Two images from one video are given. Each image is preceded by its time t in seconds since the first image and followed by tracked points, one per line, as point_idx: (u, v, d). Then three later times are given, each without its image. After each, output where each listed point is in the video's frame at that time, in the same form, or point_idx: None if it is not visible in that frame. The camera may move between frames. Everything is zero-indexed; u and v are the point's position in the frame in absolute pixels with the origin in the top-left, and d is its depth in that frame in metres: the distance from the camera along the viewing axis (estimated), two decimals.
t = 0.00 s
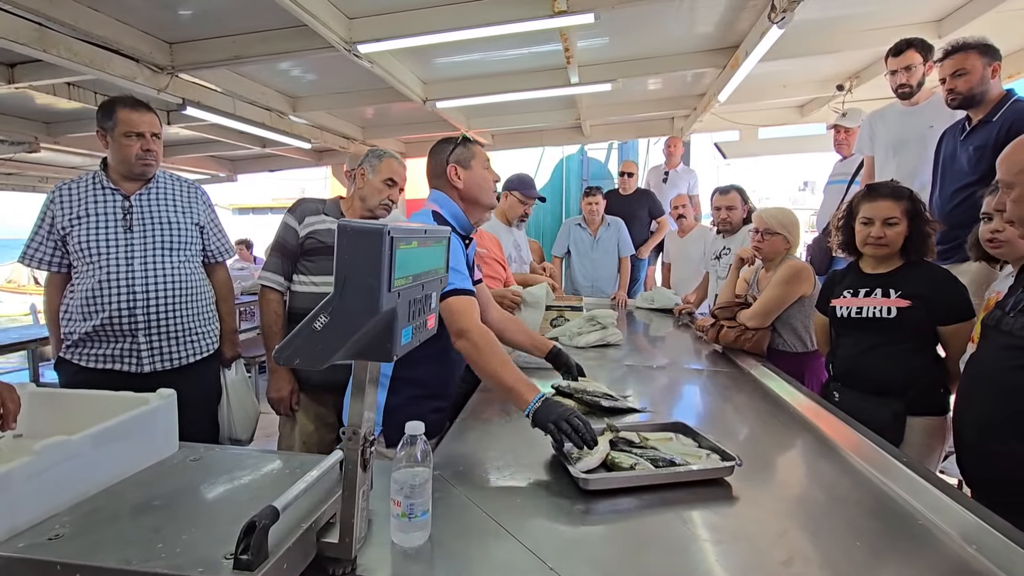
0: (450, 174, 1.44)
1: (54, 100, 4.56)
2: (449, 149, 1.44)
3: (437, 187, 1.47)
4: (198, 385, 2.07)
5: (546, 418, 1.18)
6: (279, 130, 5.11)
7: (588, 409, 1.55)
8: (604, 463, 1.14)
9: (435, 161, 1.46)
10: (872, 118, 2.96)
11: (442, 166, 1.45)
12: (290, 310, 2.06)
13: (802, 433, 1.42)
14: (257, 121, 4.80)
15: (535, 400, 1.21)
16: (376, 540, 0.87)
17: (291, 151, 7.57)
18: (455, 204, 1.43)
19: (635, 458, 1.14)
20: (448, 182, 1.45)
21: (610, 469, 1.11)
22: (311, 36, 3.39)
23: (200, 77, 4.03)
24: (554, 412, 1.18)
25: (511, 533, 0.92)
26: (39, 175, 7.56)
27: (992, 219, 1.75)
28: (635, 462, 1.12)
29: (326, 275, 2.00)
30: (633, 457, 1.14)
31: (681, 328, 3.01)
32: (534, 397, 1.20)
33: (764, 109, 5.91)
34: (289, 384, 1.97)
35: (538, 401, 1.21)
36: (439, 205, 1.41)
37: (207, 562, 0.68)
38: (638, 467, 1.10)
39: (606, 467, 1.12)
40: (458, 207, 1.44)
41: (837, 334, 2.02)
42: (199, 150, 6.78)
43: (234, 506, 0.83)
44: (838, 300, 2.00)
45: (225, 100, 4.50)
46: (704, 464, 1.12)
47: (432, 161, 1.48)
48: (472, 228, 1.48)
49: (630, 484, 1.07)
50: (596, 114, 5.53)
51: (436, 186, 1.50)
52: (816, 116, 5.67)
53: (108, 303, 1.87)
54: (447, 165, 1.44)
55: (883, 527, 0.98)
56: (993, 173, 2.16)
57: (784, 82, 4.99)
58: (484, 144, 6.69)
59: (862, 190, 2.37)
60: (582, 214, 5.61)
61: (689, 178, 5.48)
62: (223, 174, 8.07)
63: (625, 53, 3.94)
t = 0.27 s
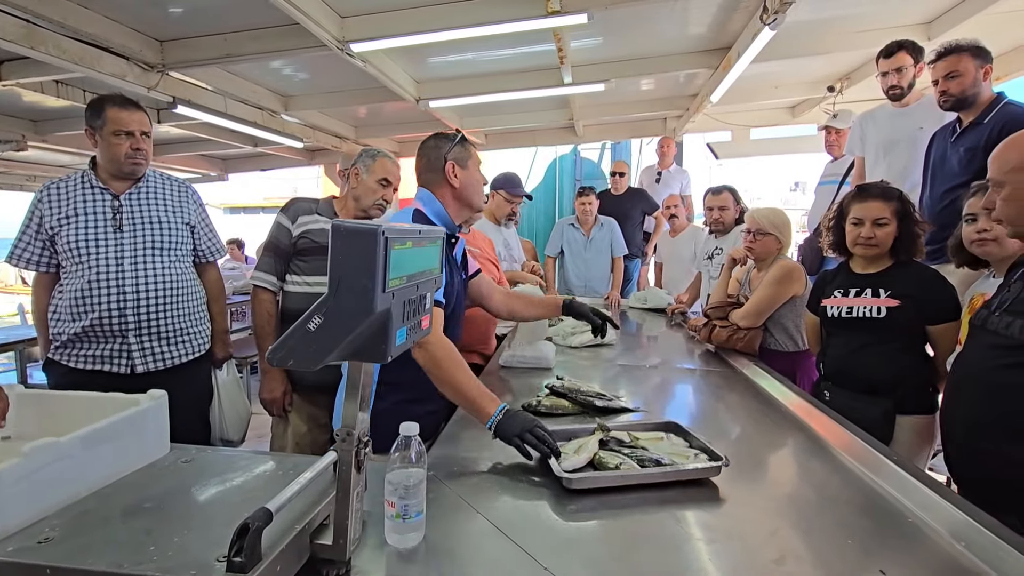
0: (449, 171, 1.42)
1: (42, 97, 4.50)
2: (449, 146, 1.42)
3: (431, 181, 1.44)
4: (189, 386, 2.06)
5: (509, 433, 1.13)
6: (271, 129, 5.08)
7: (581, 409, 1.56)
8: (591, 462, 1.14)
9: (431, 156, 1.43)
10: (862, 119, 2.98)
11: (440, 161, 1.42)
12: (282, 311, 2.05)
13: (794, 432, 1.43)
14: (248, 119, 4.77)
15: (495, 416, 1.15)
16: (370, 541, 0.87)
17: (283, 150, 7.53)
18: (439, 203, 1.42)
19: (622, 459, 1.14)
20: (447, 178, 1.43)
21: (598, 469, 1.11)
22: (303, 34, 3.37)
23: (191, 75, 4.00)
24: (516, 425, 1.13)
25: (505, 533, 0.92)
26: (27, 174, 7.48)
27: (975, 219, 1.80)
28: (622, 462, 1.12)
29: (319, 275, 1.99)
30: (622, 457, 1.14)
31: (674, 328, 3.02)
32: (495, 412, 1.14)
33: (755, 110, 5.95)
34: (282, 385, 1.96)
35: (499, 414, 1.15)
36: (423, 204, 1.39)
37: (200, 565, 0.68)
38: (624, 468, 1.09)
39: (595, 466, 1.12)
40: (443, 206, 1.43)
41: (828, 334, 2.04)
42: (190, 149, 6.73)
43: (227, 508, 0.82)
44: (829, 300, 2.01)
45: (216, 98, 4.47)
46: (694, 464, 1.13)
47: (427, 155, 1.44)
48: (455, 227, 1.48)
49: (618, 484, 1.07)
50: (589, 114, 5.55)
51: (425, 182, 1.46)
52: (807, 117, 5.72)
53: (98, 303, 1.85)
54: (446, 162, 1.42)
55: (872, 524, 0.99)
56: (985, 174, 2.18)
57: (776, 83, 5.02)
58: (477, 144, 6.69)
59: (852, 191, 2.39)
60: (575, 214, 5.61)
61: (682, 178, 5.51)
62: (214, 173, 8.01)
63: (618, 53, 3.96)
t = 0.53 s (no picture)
0: (429, 166, 1.38)
1: (24, 97, 4.43)
2: (428, 141, 1.37)
3: (408, 176, 1.39)
4: (174, 390, 2.03)
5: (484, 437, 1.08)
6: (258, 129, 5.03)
7: (571, 411, 1.56)
8: (566, 468, 1.13)
9: (409, 150, 1.37)
10: (848, 123, 3.02)
11: (419, 155, 1.37)
12: (270, 315, 2.03)
13: (781, 433, 1.44)
14: (235, 120, 4.73)
15: (472, 419, 1.09)
16: (359, 548, 0.86)
17: (271, 151, 7.48)
18: (412, 200, 1.37)
19: (598, 463, 1.14)
20: (425, 174, 1.39)
21: (574, 475, 1.11)
22: (291, 34, 3.35)
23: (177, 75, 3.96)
24: (493, 431, 1.08)
25: (495, 538, 0.91)
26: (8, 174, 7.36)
27: (950, 223, 1.85)
28: (598, 466, 1.12)
29: (307, 278, 1.98)
30: (595, 461, 1.14)
31: (663, 330, 3.03)
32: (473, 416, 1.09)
33: (742, 113, 6.01)
34: (270, 389, 1.95)
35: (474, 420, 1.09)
36: (396, 202, 1.34)
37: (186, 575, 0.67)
38: (601, 472, 1.10)
39: (570, 472, 1.12)
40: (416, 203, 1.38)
41: (814, 335, 2.06)
42: (175, 149, 6.65)
43: (213, 516, 0.81)
44: (815, 302, 2.03)
45: (202, 98, 4.42)
46: (667, 463, 1.14)
47: (404, 149, 1.39)
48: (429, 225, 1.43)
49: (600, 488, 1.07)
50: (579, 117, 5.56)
51: (400, 177, 1.40)
52: (794, 120, 5.78)
53: (80, 307, 1.82)
54: (425, 156, 1.37)
55: (859, 524, 1.00)
56: (969, 177, 2.21)
57: (763, 87, 5.07)
58: (467, 145, 6.68)
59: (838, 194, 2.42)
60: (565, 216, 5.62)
61: (671, 181, 5.55)
62: (200, 174, 7.93)
63: (607, 56, 3.97)
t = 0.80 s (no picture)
0: (392, 166, 1.34)
1: None
2: (391, 139, 1.34)
3: (371, 177, 1.35)
4: (149, 398, 1.99)
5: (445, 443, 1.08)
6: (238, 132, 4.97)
7: (554, 416, 1.56)
8: (526, 476, 1.13)
9: (372, 148, 1.34)
10: (823, 130, 3.08)
11: (382, 154, 1.33)
12: (250, 322, 2.01)
13: (761, 436, 1.47)
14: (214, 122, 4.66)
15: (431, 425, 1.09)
16: (342, 559, 0.86)
17: (251, 153, 7.38)
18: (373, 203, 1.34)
19: (556, 469, 1.14)
20: (389, 174, 1.35)
21: (533, 483, 1.11)
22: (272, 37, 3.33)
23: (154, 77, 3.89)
24: (453, 437, 1.08)
25: (478, 547, 0.91)
26: None
27: (916, 233, 1.90)
28: (557, 473, 1.12)
29: (288, 284, 1.95)
30: (554, 467, 1.14)
31: (645, 333, 3.06)
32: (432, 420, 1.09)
33: (722, 119, 6.10)
34: (251, 396, 1.93)
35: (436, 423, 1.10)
36: (358, 205, 1.30)
37: None
38: (563, 478, 1.10)
39: (530, 481, 1.11)
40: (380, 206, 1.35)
41: (792, 339, 2.09)
42: (153, 151, 6.53)
43: (192, 530, 0.80)
44: (792, 306, 2.06)
45: (180, 100, 4.36)
46: (623, 466, 1.16)
47: (367, 147, 1.34)
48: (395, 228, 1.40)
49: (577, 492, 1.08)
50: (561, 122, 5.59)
51: (361, 176, 1.36)
52: (772, 127, 5.88)
53: (53, 314, 1.77)
54: (389, 156, 1.34)
55: (836, 525, 1.01)
56: (940, 185, 2.27)
57: (742, 94, 5.16)
58: (450, 149, 6.67)
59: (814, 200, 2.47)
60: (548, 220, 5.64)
61: (653, 186, 5.61)
62: (178, 176, 7.80)
63: (590, 63, 4.01)
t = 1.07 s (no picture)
0: (343, 172, 1.34)
1: None
2: (341, 144, 1.33)
3: (323, 185, 1.35)
4: (112, 410, 1.93)
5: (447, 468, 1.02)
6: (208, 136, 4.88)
7: (529, 425, 1.57)
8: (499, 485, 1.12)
9: (321, 153, 1.33)
10: (789, 143, 3.17)
11: (332, 161, 1.33)
12: (219, 331, 1.97)
13: (731, 442, 1.49)
14: (183, 126, 4.57)
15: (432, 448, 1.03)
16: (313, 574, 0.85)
17: (221, 157, 7.24)
18: (328, 213, 1.35)
19: (530, 478, 1.14)
20: (341, 181, 1.34)
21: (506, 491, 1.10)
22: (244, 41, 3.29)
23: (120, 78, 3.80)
24: (456, 469, 1.01)
25: (452, 558, 0.91)
26: None
27: (878, 245, 1.97)
28: (530, 481, 1.12)
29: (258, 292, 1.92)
30: (527, 476, 1.14)
31: (620, 340, 3.09)
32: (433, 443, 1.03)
33: (694, 130, 6.22)
34: (219, 408, 1.90)
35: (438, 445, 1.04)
36: (312, 216, 1.31)
37: None
38: (536, 488, 1.09)
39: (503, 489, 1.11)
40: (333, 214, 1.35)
41: (759, 346, 2.14)
42: (118, 154, 6.35)
43: (156, 549, 0.78)
44: (760, 314, 2.11)
45: (148, 103, 4.26)
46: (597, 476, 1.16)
47: (317, 152, 1.34)
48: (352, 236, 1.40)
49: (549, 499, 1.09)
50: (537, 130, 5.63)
51: (314, 184, 1.36)
52: (742, 138, 6.03)
53: (9, 324, 1.71)
54: (339, 162, 1.33)
55: (801, 528, 1.04)
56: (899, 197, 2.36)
57: (712, 106, 5.27)
58: (426, 156, 6.65)
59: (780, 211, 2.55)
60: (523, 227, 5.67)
61: (627, 194, 5.69)
62: (144, 180, 7.59)
63: (565, 73, 4.05)
